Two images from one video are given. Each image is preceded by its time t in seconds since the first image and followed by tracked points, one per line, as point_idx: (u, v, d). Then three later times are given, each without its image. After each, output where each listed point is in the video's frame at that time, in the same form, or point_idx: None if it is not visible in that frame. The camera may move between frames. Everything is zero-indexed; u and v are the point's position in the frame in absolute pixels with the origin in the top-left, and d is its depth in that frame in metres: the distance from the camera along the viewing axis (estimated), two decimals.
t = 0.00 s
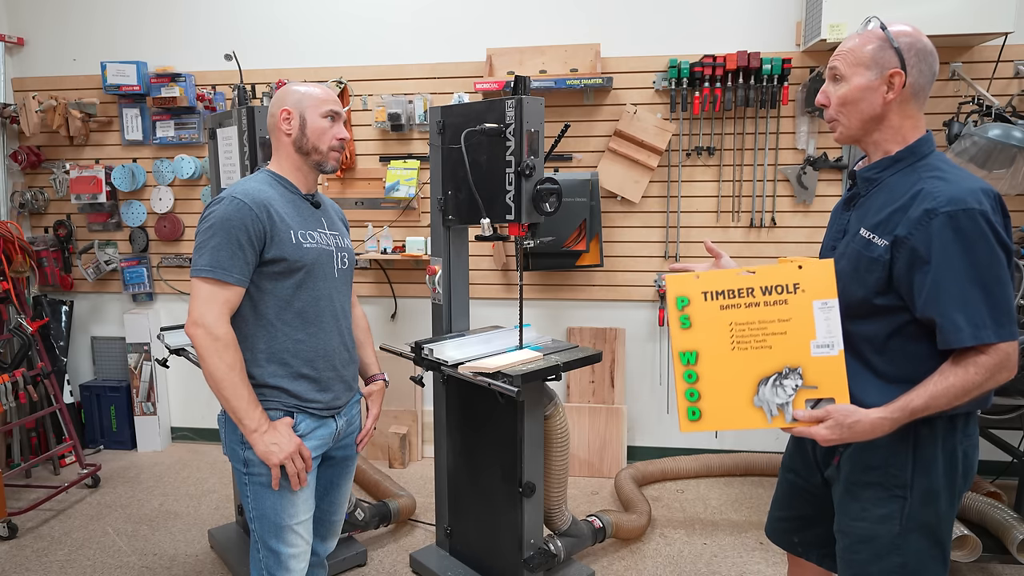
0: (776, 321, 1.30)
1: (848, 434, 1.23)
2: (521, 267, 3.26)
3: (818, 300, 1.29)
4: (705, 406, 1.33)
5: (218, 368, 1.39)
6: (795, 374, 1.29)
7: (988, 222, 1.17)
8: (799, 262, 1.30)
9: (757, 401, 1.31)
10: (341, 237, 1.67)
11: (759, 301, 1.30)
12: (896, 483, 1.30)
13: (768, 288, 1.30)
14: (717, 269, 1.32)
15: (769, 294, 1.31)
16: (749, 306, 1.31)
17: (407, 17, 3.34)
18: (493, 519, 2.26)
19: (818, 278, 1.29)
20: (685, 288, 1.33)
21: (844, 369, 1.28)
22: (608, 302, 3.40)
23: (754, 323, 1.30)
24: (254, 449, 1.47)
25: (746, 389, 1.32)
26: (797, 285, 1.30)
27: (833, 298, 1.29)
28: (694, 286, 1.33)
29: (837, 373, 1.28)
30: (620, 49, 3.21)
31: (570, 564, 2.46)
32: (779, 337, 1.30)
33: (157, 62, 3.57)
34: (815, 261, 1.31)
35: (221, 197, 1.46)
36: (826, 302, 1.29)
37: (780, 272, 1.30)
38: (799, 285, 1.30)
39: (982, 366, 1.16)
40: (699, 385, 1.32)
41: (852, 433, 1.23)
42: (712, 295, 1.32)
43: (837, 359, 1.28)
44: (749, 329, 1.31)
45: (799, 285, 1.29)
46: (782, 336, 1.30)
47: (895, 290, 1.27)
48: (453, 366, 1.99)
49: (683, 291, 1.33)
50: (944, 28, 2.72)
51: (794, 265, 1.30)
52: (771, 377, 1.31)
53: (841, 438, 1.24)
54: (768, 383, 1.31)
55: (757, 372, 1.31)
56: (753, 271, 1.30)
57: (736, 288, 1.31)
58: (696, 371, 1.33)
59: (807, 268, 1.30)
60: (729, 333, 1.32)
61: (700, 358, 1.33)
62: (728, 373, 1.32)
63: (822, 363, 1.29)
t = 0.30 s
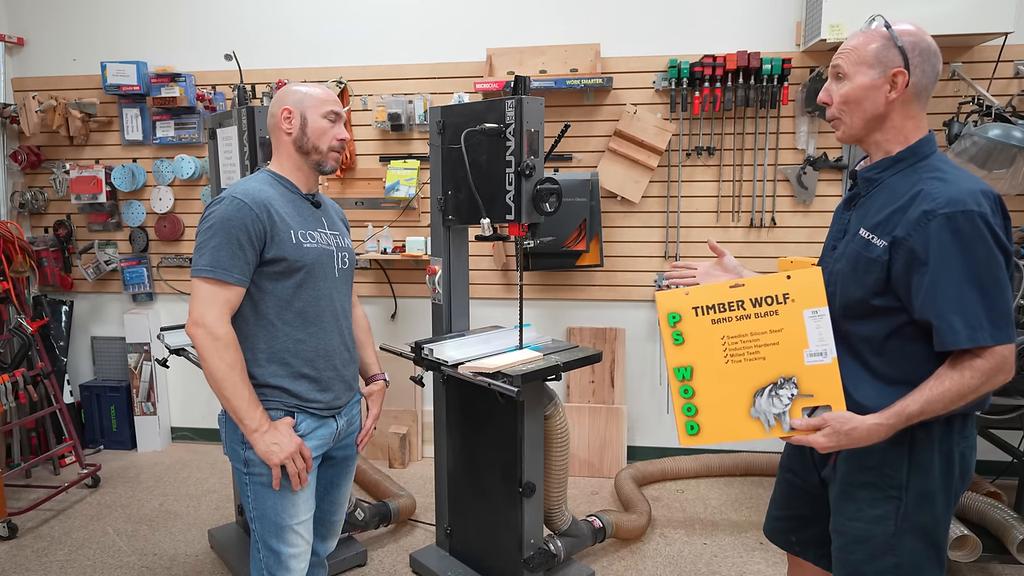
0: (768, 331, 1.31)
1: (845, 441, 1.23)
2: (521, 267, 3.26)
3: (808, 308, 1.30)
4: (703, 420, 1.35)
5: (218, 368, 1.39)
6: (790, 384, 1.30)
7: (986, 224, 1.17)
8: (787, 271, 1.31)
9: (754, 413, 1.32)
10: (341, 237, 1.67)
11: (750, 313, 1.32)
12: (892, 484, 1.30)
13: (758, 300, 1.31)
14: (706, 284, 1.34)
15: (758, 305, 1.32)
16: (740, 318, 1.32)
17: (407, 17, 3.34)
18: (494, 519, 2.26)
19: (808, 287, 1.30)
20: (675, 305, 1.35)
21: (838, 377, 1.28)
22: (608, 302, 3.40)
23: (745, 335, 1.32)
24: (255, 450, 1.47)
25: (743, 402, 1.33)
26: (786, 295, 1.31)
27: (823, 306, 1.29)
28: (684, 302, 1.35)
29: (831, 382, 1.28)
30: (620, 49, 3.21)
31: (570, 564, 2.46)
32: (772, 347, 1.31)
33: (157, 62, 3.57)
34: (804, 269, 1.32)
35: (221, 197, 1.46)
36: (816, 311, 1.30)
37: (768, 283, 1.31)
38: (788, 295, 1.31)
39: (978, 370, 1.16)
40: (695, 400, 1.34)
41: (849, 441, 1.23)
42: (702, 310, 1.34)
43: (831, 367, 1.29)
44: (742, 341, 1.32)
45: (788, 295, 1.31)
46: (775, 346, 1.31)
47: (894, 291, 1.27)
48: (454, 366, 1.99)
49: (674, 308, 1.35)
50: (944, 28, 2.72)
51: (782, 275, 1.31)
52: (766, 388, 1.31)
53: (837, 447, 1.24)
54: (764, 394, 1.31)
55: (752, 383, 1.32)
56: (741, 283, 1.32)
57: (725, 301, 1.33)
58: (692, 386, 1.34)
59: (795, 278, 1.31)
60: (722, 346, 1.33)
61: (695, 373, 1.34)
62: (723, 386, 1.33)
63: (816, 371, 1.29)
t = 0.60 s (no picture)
0: (764, 333, 1.32)
1: (843, 442, 1.23)
2: (521, 267, 3.26)
3: (805, 309, 1.31)
4: (701, 422, 1.35)
5: (218, 368, 1.39)
6: (788, 385, 1.30)
7: (988, 225, 1.17)
8: (783, 273, 1.33)
9: (752, 414, 1.33)
10: (341, 237, 1.67)
11: (746, 314, 1.33)
12: (891, 485, 1.30)
13: (754, 301, 1.32)
14: (702, 286, 1.35)
15: (755, 306, 1.33)
16: (736, 320, 1.33)
17: (408, 17, 3.34)
18: (494, 519, 2.26)
19: (803, 288, 1.32)
20: (672, 306, 1.35)
21: (835, 378, 1.29)
22: (608, 302, 3.40)
23: (742, 336, 1.33)
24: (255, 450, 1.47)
25: (741, 404, 1.33)
26: (783, 296, 1.32)
27: (819, 307, 1.31)
28: (681, 303, 1.35)
29: (829, 383, 1.29)
30: (620, 49, 3.21)
31: (570, 564, 2.46)
32: (769, 349, 1.32)
33: (156, 62, 3.57)
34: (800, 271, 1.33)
35: (222, 197, 1.46)
36: (812, 311, 1.31)
37: (764, 284, 1.32)
38: (785, 296, 1.32)
39: (978, 372, 1.16)
40: (693, 402, 1.35)
41: (847, 442, 1.23)
42: (699, 312, 1.34)
43: (828, 367, 1.29)
44: (739, 343, 1.33)
45: (784, 296, 1.32)
46: (772, 348, 1.32)
47: (895, 291, 1.27)
48: (453, 366, 1.99)
49: (671, 310, 1.36)
50: (945, 28, 2.72)
51: (777, 277, 1.32)
52: (764, 389, 1.32)
53: (836, 447, 1.24)
54: (762, 395, 1.32)
55: (750, 385, 1.32)
56: (737, 285, 1.33)
57: (722, 303, 1.34)
58: (690, 389, 1.35)
59: (791, 279, 1.32)
60: (719, 347, 1.34)
61: (692, 375, 1.35)
62: (721, 388, 1.34)
63: (813, 372, 1.29)
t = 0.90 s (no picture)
0: (765, 330, 1.32)
1: (844, 440, 1.24)
2: (521, 267, 3.26)
3: (806, 307, 1.31)
4: (701, 419, 1.34)
5: (218, 368, 1.39)
6: (789, 382, 1.30)
7: (989, 226, 1.17)
8: (784, 270, 1.33)
9: (752, 412, 1.33)
10: (341, 237, 1.67)
11: (748, 311, 1.33)
12: (893, 486, 1.30)
13: (756, 298, 1.33)
14: (703, 282, 1.35)
15: (756, 303, 1.33)
16: (738, 316, 1.33)
17: (408, 17, 3.34)
18: (493, 519, 2.26)
19: (804, 285, 1.32)
20: (673, 303, 1.35)
21: (836, 375, 1.29)
22: (608, 302, 3.40)
23: (744, 333, 1.32)
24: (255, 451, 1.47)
25: (741, 401, 1.33)
26: (784, 294, 1.32)
27: (820, 305, 1.31)
28: (682, 300, 1.35)
29: (829, 380, 1.29)
30: (620, 49, 3.21)
31: (570, 564, 2.46)
32: (770, 346, 1.32)
33: (157, 62, 3.57)
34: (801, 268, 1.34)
35: (220, 197, 1.46)
36: (813, 309, 1.31)
37: (766, 281, 1.32)
38: (786, 293, 1.32)
39: (980, 372, 1.16)
40: (693, 399, 1.34)
41: (848, 439, 1.24)
42: (700, 308, 1.34)
43: (829, 365, 1.29)
44: (740, 340, 1.33)
45: (786, 293, 1.32)
46: (773, 345, 1.32)
47: (897, 292, 1.27)
48: (453, 366, 1.99)
49: (672, 306, 1.36)
50: (945, 28, 2.71)
51: (779, 274, 1.32)
52: (765, 387, 1.32)
53: (837, 444, 1.25)
54: (762, 393, 1.32)
55: (751, 382, 1.32)
56: (739, 282, 1.33)
57: (723, 299, 1.34)
58: (690, 385, 1.35)
59: (792, 276, 1.32)
60: (720, 344, 1.34)
61: (693, 371, 1.35)
62: (721, 385, 1.34)
63: (814, 369, 1.30)
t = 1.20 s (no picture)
0: (765, 322, 1.33)
1: (842, 434, 1.23)
2: (521, 267, 3.26)
3: (806, 300, 1.33)
4: (698, 410, 1.34)
5: (219, 368, 1.39)
6: (787, 375, 1.31)
7: (990, 226, 1.17)
8: (785, 265, 1.35)
9: (751, 404, 1.32)
10: (341, 237, 1.68)
11: (748, 304, 1.34)
12: (893, 486, 1.30)
13: (757, 291, 1.34)
14: (706, 274, 1.36)
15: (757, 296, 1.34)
16: (738, 309, 1.34)
17: (407, 16, 3.34)
18: (493, 519, 2.26)
19: (806, 280, 1.33)
20: (675, 292, 1.36)
21: (834, 370, 1.30)
22: (608, 302, 3.40)
23: (744, 325, 1.33)
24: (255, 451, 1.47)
25: (739, 393, 1.33)
26: (785, 288, 1.34)
27: (820, 299, 1.32)
28: (684, 290, 1.36)
29: (828, 374, 1.30)
30: (621, 50, 3.21)
31: (570, 564, 2.46)
32: (770, 339, 1.32)
33: (157, 62, 3.57)
34: (801, 264, 1.36)
35: (220, 197, 1.46)
36: (813, 303, 1.33)
37: (767, 275, 1.34)
38: (786, 287, 1.34)
39: (980, 372, 1.16)
40: (691, 389, 1.34)
41: (846, 433, 1.23)
42: (701, 299, 1.35)
43: (828, 359, 1.30)
44: (740, 332, 1.34)
45: (787, 286, 1.34)
46: (772, 338, 1.33)
47: (897, 293, 1.27)
48: (453, 366, 1.99)
49: (673, 296, 1.37)
50: (945, 28, 2.71)
51: (780, 268, 1.34)
52: (763, 379, 1.32)
53: (834, 439, 1.24)
54: (760, 385, 1.32)
55: (749, 375, 1.33)
56: (740, 274, 1.35)
57: (725, 291, 1.35)
58: (688, 375, 1.34)
59: (793, 271, 1.34)
60: (721, 336, 1.34)
61: (692, 362, 1.35)
62: (720, 376, 1.34)
63: (813, 363, 1.30)
